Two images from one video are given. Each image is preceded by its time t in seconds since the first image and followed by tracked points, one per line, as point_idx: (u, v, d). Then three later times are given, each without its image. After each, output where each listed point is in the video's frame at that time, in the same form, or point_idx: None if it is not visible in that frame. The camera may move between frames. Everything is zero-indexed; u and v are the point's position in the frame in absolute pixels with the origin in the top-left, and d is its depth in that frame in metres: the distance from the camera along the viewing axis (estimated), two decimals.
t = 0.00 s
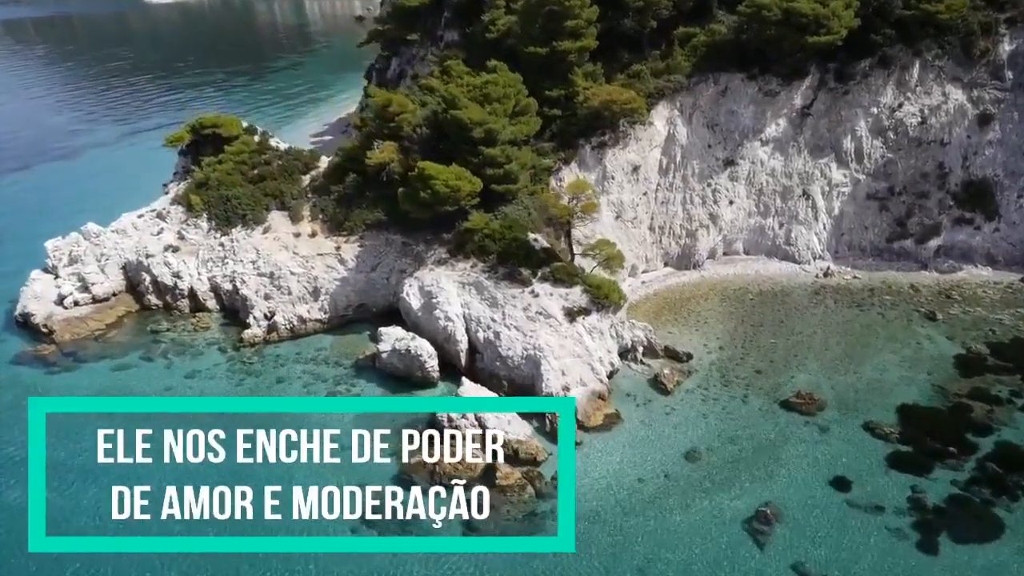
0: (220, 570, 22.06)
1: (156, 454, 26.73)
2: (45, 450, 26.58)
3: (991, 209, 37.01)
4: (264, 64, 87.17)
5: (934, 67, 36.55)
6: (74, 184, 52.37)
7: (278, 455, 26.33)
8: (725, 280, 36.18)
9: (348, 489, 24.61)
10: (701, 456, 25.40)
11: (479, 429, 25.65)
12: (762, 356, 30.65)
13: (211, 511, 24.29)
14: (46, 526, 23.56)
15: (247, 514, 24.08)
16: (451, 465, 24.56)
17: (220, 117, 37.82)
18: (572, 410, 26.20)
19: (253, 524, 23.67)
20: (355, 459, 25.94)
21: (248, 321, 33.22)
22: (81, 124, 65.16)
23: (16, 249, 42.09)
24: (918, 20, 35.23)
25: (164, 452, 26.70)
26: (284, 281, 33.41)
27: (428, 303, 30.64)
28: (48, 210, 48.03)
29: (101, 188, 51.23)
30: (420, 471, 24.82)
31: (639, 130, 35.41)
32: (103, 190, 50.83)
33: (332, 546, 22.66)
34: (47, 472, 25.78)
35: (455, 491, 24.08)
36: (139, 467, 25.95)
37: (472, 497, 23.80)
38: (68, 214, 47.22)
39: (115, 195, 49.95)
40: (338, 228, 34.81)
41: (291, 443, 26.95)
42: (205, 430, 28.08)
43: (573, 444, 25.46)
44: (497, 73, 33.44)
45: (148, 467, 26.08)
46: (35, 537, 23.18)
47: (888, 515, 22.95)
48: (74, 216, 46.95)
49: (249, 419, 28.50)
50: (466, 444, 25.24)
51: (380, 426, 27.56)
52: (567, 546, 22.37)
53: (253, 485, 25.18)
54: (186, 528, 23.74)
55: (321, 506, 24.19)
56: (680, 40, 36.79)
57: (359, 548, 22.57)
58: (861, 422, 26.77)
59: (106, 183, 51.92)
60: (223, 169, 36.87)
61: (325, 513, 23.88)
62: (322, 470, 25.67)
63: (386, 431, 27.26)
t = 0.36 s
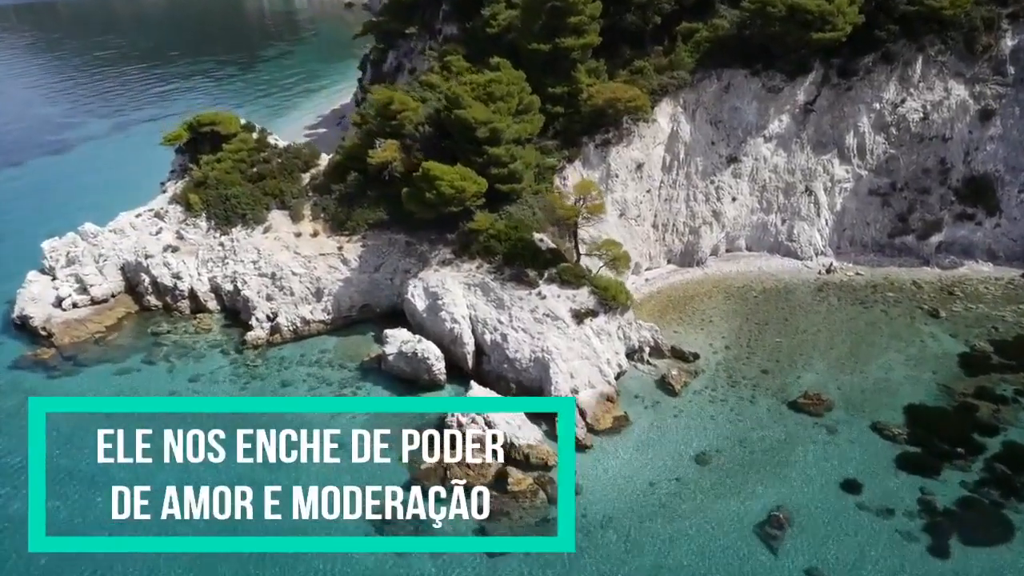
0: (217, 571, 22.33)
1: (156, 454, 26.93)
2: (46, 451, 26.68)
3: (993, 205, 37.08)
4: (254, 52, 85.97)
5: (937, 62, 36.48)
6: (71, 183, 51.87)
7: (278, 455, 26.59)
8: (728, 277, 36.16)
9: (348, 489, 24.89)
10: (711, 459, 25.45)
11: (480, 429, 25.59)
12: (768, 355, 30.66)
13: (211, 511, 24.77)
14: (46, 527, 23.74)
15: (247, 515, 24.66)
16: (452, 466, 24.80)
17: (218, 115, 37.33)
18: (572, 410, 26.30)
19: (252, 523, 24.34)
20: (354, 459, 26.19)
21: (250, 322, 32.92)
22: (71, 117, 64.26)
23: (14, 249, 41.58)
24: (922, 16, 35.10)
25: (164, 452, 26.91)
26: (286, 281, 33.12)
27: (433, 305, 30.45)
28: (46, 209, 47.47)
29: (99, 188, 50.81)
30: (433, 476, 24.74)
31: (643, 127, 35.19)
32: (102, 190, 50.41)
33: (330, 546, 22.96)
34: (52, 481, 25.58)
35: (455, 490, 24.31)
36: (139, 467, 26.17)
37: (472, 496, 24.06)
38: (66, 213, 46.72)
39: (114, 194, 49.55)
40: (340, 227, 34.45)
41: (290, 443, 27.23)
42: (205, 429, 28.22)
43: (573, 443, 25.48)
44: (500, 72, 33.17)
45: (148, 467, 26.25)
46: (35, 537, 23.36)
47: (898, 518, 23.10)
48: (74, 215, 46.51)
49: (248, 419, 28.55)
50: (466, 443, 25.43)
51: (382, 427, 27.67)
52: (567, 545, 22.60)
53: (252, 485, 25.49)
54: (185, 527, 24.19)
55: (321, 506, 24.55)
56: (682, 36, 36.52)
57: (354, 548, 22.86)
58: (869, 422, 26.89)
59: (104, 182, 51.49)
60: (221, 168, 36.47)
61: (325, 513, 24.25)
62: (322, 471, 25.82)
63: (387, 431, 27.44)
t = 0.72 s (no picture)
0: (215, 570, 22.57)
1: (156, 454, 26.99)
2: (44, 454, 26.58)
3: (989, 199, 37.28)
4: (239, 40, 84.65)
5: (935, 57, 36.48)
6: (61, 182, 51.13)
7: (278, 455, 26.71)
8: (728, 273, 36.20)
9: (348, 490, 25.05)
10: (718, 460, 25.55)
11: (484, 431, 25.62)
12: (770, 353, 30.74)
13: (211, 511, 24.90)
14: (46, 526, 23.96)
15: (247, 515, 24.85)
16: (452, 466, 24.99)
17: (211, 112, 36.76)
18: (572, 409, 26.41)
19: (253, 524, 24.49)
20: (355, 459, 26.24)
21: (249, 324, 32.60)
22: (55, 110, 63.15)
23: (8, 255, 41.02)
24: (922, 11, 35.03)
25: (164, 452, 27.02)
26: (285, 282, 32.78)
27: (435, 306, 30.26)
28: (40, 212, 46.93)
29: (92, 188, 50.24)
30: (440, 479, 24.73)
31: (643, 124, 34.98)
32: (95, 190, 49.90)
33: (330, 546, 23.16)
34: (53, 491, 25.25)
35: (455, 491, 24.53)
36: (139, 467, 26.26)
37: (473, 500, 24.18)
38: (62, 217, 46.33)
39: (108, 195, 49.09)
40: (338, 227, 34.15)
41: (290, 443, 27.36)
42: (205, 429, 28.30)
43: (573, 443, 25.49)
44: (499, 69, 32.81)
45: (149, 467, 26.36)
46: (35, 537, 23.59)
47: (905, 518, 23.31)
48: (70, 219, 46.17)
49: (246, 419, 28.67)
50: (466, 443, 25.61)
51: (382, 427, 27.71)
52: (567, 546, 22.82)
53: (252, 484, 25.66)
54: (185, 528, 24.29)
55: (321, 506, 24.69)
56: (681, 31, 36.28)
57: (353, 548, 23.04)
58: (872, 422, 27.07)
59: (96, 182, 50.92)
60: (216, 166, 35.98)
61: (325, 513, 24.38)
62: (321, 471, 25.96)
63: (387, 431, 27.48)
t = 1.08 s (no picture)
0: (214, 570, 22.74)
1: (156, 455, 27.04)
2: (43, 456, 26.36)
3: (984, 191, 37.49)
4: (222, 27, 83.12)
5: (932, 50, 36.49)
6: (47, 178, 50.13)
7: (278, 455, 26.64)
8: (727, 268, 36.24)
9: (348, 490, 25.09)
10: (724, 460, 25.68)
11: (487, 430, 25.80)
12: (771, 350, 30.87)
13: (211, 511, 24.94)
14: (47, 526, 24.00)
15: (247, 515, 24.88)
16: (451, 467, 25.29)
17: (203, 109, 36.16)
18: (572, 408, 26.41)
19: (253, 524, 24.58)
20: (354, 459, 26.17)
21: (248, 325, 32.25)
22: (37, 102, 61.89)
23: None
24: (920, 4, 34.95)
25: (164, 452, 26.99)
26: (283, 282, 32.43)
27: (436, 306, 30.07)
28: (29, 210, 45.88)
29: (81, 183, 49.23)
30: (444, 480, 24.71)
31: (642, 119, 34.78)
32: (85, 185, 48.89)
33: (333, 546, 23.35)
34: (53, 498, 25.01)
35: (455, 490, 24.46)
36: (139, 467, 26.28)
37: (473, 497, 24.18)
38: (54, 215, 45.36)
39: (99, 190, 48.15)
40: (336, 225, 33.86)
41: (290, 442, 27.21)
42: (205, 429, 28.16)
43: (573, 442, 25.59)
44: (499, 65, 32.48)
45: (149, 467, 26.44)
46: (35, 537, 23.64)
47: (911, 517, 23.58)
48: (61, 216, 45.20)
49: (246, 419, 28.54)
50: (466, 444, 25.84)
51: (381, 427, 27.58)
52: (567, 546, 22.91)
53: (252, 484, 25.71)
54: (185, 528, 24.38)
55: (322, 506, 24.78)
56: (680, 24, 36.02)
57: (353, 548, 23.22)
58: (875, 419, 27.30)
59: (84, 177, 49.93)
60: (209, 164, 35.49)
61: (325, 513, 24.51)
62: (321, 472, 25.92)
63: (387, 431, 27.33)
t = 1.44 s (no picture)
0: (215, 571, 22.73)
1: (156, 454, 26.79)
2: (44, 460, 26.20)
3: (977, 182, 37.67)
4: (205, 11, 81.63)
5: (927, 41, 36.51)
6: (31, 172, 49.24)
7: (278, 455, 26.61)
8: (726, 261, 36.29)
9: (348, 489, 25.11)
10: (729, 457, 25.85)
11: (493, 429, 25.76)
12: (771, 345, 31.02)
13: (211, 511, 24.85)
14: (47, 526, 24.00)
15: (247, 515, 24.78)
16: (450, 468, 25.63)
17: (194, 104, 35.57)
18: (572, 409, 26.32)
19: (253, 524, 24.48)
20: (355, 459, 26.21)
21: (246, 325, 31.90)
22: (18, 93, 60.74)
23: None
24: None
25: (164, 452, 26.81)
26: (280, 281, 32.09)
27: (437, 304, 29.94)
28: (15, 208, 45.03)
29: (66, 176, 48.38)
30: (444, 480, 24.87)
31: (640, 113, 34.66)
32: (70, 179, 48.04)
33: (340, 546, 23.35)
34: (52, 500, 24.88)
35: (455, 490, 24.56)
36: (139, 467, 26.10)
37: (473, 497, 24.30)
38: (41, 213, 44.53)
39: (85, 184, 47.33)
40: (333, 222, 33.55)
41: (290, 442, 27.20)
42: (205, 429, 27.96)
43: (573, 439, 25.72)
44: (496, 59, 32.13)
45: (149, 467, 26.21)
46: (36, 537, 23.68)
47: (914, 512, 23.89)
48: (49, 215, 44.32)
49: (245, 419, 28.33)
50: (466, 443, 26.02)
51: (379, 427, 27.49)
52: (567, 546, 23.02)
53: (252, 484, 25.65)
54: (184, 528, 24.19)
55: (321, 506, 24.76)
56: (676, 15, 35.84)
57: (353, 548, 23.25)
58: (876, 413, 27.55)
59: (69, 171, 49.05)
60: (202, 161, 34.97)
61: (325, 513, 24.49)
62: (322, 472, 25.89)
63: (387, 431, 27.27)
